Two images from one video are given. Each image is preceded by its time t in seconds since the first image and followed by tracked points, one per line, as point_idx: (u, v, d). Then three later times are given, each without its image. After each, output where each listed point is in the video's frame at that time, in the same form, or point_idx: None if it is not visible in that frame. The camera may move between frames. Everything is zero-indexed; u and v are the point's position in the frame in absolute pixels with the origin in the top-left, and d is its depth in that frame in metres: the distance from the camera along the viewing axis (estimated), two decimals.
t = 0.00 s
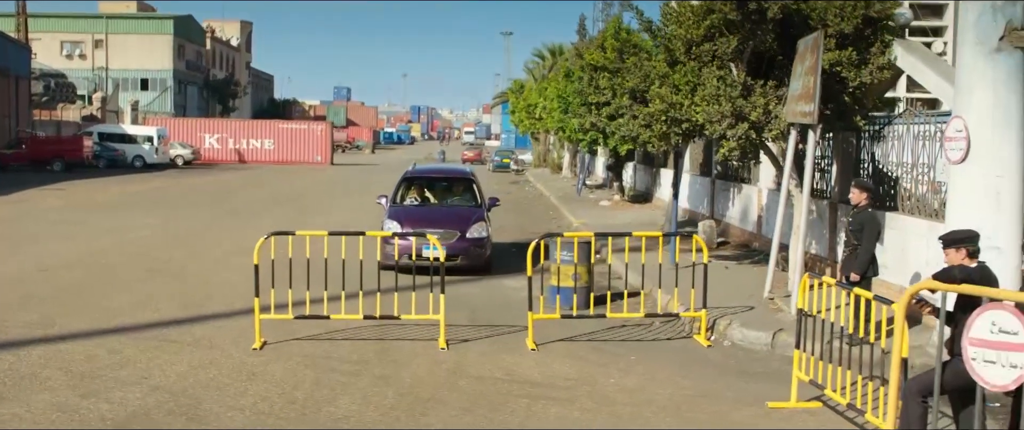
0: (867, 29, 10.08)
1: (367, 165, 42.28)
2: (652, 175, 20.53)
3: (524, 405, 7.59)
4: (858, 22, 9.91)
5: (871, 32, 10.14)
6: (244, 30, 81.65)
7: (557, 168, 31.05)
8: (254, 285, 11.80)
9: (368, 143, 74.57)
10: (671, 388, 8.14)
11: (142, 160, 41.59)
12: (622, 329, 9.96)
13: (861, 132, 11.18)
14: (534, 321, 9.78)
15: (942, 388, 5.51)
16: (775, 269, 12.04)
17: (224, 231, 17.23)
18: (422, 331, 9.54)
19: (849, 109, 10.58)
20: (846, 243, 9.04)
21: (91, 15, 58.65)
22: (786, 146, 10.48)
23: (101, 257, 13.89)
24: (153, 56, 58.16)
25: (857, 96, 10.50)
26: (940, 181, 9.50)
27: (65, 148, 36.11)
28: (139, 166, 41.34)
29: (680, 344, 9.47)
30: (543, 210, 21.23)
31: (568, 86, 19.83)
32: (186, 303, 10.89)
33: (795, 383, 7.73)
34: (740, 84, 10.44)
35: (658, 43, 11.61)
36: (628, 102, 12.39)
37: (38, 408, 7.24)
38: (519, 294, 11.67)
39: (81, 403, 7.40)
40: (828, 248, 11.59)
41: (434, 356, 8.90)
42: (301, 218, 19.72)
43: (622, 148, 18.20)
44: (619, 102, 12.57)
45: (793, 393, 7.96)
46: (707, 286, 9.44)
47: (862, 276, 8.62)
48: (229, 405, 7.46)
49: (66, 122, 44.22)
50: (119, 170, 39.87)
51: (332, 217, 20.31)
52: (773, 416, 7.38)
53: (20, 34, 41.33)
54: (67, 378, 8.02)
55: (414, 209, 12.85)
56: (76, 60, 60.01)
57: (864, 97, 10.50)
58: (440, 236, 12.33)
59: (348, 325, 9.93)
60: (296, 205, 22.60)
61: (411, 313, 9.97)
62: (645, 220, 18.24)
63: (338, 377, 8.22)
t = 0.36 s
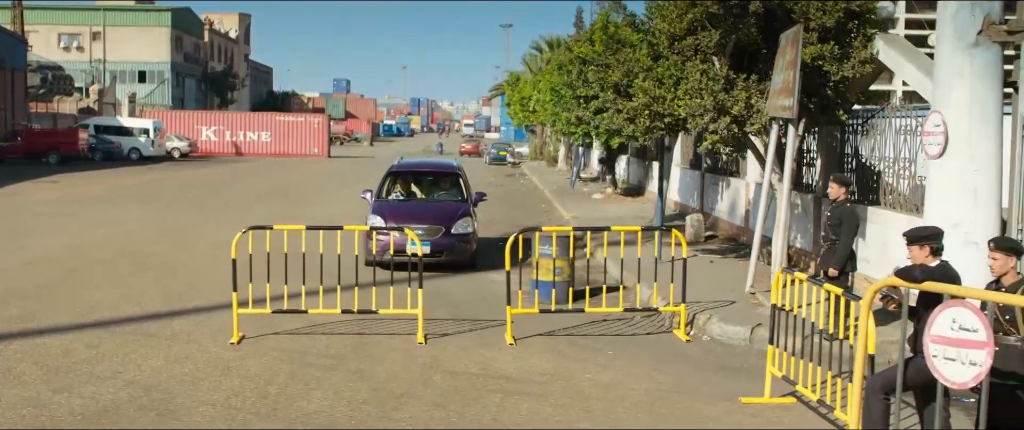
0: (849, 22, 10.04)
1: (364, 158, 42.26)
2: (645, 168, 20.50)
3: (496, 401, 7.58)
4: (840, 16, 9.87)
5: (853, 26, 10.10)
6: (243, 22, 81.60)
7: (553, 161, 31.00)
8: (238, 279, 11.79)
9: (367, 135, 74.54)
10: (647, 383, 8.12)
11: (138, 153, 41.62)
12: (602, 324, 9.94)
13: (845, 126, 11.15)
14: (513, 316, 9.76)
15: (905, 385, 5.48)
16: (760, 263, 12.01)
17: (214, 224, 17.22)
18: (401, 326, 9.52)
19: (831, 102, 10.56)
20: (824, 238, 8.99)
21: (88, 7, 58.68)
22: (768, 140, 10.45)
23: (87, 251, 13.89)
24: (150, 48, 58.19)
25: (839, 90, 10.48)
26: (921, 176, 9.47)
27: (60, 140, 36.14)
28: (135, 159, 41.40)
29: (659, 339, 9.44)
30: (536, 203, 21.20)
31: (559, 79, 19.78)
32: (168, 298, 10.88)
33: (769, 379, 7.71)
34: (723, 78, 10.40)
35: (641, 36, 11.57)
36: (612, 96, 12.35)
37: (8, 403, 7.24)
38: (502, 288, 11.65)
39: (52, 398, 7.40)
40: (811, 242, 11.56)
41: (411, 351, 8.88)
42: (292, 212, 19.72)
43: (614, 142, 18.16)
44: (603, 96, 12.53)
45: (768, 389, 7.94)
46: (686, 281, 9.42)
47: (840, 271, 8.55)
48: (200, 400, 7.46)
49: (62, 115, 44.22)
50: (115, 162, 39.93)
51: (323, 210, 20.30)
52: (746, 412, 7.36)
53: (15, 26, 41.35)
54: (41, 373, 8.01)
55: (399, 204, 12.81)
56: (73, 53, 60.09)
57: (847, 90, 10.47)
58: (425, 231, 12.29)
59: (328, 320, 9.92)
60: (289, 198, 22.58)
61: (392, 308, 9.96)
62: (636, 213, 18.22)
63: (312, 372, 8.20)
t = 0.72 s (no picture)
0: (832, 16, 10.00)
1: (361, 151, 42.29)
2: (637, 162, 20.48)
3: (468, 396, 7.57)
4: (823, 9, 9.83)
5: (836, 19, 10.06)
6: (242, 15, 81.61)
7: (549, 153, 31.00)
8: (222, 273, 11.79)
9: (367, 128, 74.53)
10: (622, 377, 8.11)
11: (134, 146, 41.67)
12: (582, 318, 9.93)
13: (829, 120, 11.12)
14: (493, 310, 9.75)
15: (867, 381, 5.46)
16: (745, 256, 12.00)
17: (203, 218, 17.24)
18: (381, 321, 9.52)
19: (815, 96, 10.53)
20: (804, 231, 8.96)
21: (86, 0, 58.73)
22: (750, 133, 10.42)
23: (74, 245, 13.90)
24: (149, 41, 58.23)
25: (823, 83, 10.45)
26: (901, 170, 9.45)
27: (56, 133, 36.20)
28: (132, 152, 41.46)
29: (639, 333, 9.43)
30: (528, 196, 21.18)
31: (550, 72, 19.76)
32: (150, 292, 10.88)
33: (742, 374, 7.69)
34: (705, 71, 10.36)
35: (625, 28, 11.54)
36: (597, 89, 12.31)
37: None
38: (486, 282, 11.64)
39: (24, 393, 7.40)
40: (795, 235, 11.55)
41: (388, 345, 8.88)
42: (283, 205, 19.73)
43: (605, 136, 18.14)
44: (589, 88, 12.52)
45: (743, 383, 7.92)
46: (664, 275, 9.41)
47: (818, 265, 8.53)
48: (172, 395, 7.45)
49: (59, 108, 44.27)
50: (111, 156, 40.00)
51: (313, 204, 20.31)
52: (719, 407, 7.35)
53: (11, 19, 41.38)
54: (16, 368, 8.01)
55: (384, 198, 12.82)
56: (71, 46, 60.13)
57: (830, 83, 10.44)
58: (409, 226, 12.30)
59: (309, 314, 9.95)
60: (282, 191, 22.59)
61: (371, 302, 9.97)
62: (627, 206, 18.20)
63: (287, 367, 8.20)
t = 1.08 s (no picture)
0: (814, 5, 9.97)
1: (360, 141, 42.28)
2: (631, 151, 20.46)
3: (443, 387, 7.56)
4: None
5: (818, 8, 10.02)
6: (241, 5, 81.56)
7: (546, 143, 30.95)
8: (206, 263, 11.78)
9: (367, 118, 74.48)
10: (599, 367, 8.09)
11: (131, 135, 41.71)
12: (564, 308, 9.90)
13: (814, 109, 11.08)
14: (474, 300, 9.73)
15: (832, 373, 5.43)
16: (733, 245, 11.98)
17: (194, 208, 17.24)
18: (361, 311, 9.51)
19: (799, 85, 10.51)
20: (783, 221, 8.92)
21: None
22: (733, 122, 10.37)
23: (63, 235, 13.91)
24: (147, 31, 58.23)
25: (806, 72, 10.43)
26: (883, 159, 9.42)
27: (51, 123, 36.24)
28: (129, 142, 41.51)
29: (620, 323, 9.41)
30: (522, 186, 21.16)
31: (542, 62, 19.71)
32: (134, 283, 10.88)
33: (718, 364, 7.66)
34: (688, 60, 10.31)
35: (608, 18, 11.46)
36: (582, 78, 12.27)
37: None
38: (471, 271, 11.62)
39: None
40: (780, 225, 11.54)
41: (368, 336, 8.87)
42: (275, 195, 19.74)
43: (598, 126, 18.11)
44: (573, 78, 12.48)
45: (720, 374, 7.90)
46: (645, 265, 9.38)
47: (797, 255, 8.49)
48: (146, 386, 7.45)
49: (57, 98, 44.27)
50: (107, 146, 40.07)
51: (305, 193, 20.31)
52: (693, 398, 7.33)
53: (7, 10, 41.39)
54: None
55: (371, 188, 12.79)
56: (69, 36, 60.14)
57: (814, 72, 10.42)
58: (395, 215, 12.28)
59: (291, 305, 9.95)
60: (276, 181, 22.60)
61: (354, 293, 9.97)
62: (619, 196, 18.17)
63: (264, 357, 8.20)
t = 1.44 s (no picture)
0: None
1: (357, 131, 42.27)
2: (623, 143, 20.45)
3: (418, 378, 7.55)
4: None
5: None
6: None
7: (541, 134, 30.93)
8: (191, 254, 11.77)
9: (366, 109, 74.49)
10: (575, 359, 8.08)
11: (128, 126, 41.74)
12: (545, 300, 9.89)
13: (799, 100, 11.05)
14: (455, 291, 9.71)
15: (795, 367, 5.40)
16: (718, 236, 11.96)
17: (183, 200, 17.24)
18: (341, 303, 9.50)
19: (783, 76, 10.43)
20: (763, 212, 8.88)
21: None
22: (716, 113, 10.33)
23: (50, 226, 13.91)
24: (145, 21, 58.22)
25: (790, 62, 10.37)
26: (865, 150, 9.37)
27: (46, 114, 36.28)
28: (125, 132, 41.53)
29: (601, 315, 9.39)
30: (515, 176, 21.14)
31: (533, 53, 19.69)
32: (117, 274, 10.88)
33: (694, 356, 7.64)
34: (671, 51, 10.26)
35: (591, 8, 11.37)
36: (567, 69, 12.23)
37: None
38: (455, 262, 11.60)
39: None
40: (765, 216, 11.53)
41: (346, 327, 8.86)
42: (266, 186, 19.74)
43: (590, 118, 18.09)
44: (559, 69, 12.44)
45: (696, 366, 7.88)
46: (626, 257, 9.36)
47: (776, 247, 8.45)
48: (121, 378, 7.45)
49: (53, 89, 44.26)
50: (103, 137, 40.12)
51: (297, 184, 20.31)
52: (667, 390, 7.32)
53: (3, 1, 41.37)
54: None
55: (358, 179, 12.79)
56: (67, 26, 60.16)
57: (798, 63, 10.38)
58: (381, 207, 12.27)
59: (272, 296, 9.95)
60: (268, 172, 22.60)
61: (335, 285, 9.97)
62: (610, 186, 18.15)
63: (241, 349, 8.19)
